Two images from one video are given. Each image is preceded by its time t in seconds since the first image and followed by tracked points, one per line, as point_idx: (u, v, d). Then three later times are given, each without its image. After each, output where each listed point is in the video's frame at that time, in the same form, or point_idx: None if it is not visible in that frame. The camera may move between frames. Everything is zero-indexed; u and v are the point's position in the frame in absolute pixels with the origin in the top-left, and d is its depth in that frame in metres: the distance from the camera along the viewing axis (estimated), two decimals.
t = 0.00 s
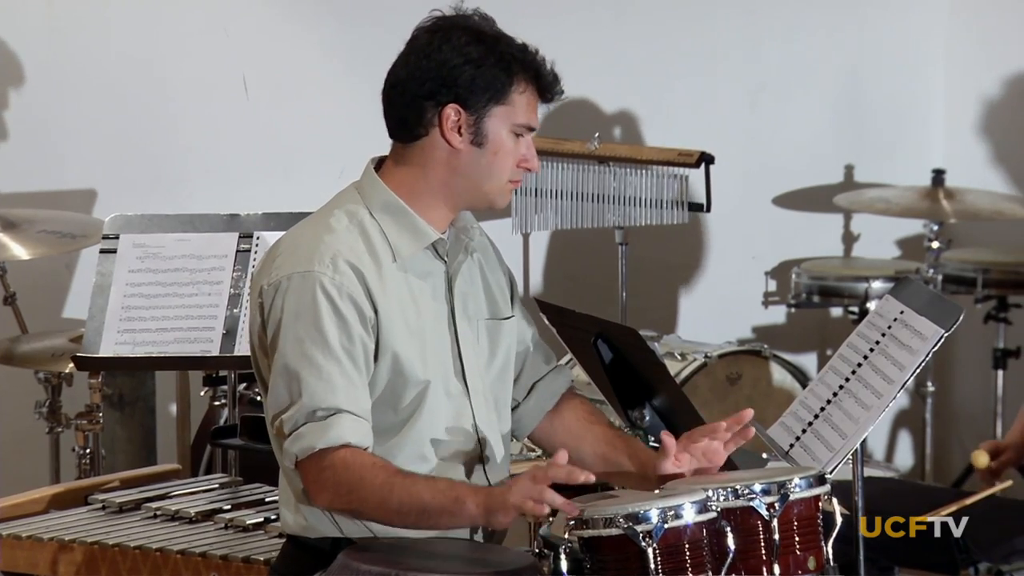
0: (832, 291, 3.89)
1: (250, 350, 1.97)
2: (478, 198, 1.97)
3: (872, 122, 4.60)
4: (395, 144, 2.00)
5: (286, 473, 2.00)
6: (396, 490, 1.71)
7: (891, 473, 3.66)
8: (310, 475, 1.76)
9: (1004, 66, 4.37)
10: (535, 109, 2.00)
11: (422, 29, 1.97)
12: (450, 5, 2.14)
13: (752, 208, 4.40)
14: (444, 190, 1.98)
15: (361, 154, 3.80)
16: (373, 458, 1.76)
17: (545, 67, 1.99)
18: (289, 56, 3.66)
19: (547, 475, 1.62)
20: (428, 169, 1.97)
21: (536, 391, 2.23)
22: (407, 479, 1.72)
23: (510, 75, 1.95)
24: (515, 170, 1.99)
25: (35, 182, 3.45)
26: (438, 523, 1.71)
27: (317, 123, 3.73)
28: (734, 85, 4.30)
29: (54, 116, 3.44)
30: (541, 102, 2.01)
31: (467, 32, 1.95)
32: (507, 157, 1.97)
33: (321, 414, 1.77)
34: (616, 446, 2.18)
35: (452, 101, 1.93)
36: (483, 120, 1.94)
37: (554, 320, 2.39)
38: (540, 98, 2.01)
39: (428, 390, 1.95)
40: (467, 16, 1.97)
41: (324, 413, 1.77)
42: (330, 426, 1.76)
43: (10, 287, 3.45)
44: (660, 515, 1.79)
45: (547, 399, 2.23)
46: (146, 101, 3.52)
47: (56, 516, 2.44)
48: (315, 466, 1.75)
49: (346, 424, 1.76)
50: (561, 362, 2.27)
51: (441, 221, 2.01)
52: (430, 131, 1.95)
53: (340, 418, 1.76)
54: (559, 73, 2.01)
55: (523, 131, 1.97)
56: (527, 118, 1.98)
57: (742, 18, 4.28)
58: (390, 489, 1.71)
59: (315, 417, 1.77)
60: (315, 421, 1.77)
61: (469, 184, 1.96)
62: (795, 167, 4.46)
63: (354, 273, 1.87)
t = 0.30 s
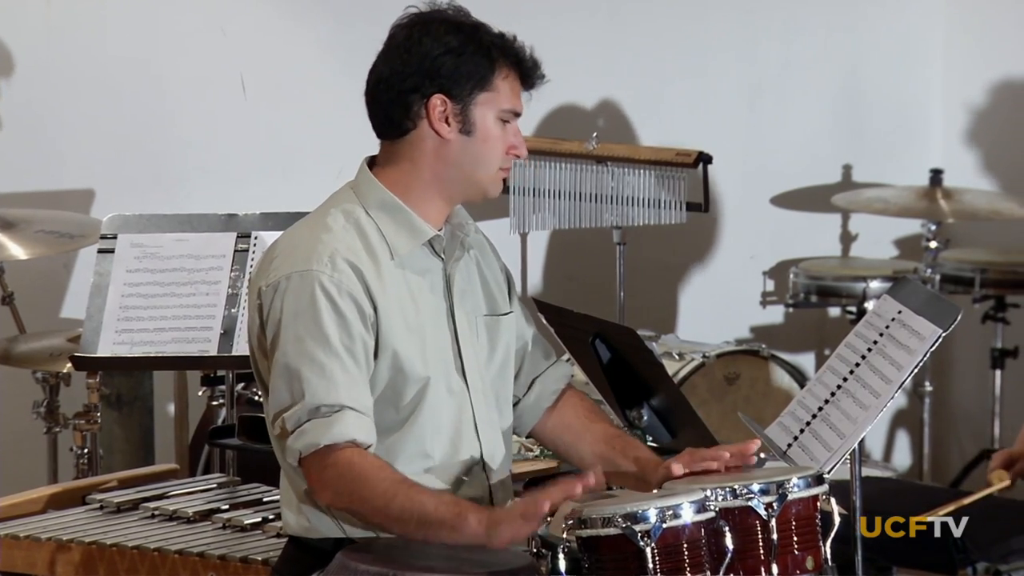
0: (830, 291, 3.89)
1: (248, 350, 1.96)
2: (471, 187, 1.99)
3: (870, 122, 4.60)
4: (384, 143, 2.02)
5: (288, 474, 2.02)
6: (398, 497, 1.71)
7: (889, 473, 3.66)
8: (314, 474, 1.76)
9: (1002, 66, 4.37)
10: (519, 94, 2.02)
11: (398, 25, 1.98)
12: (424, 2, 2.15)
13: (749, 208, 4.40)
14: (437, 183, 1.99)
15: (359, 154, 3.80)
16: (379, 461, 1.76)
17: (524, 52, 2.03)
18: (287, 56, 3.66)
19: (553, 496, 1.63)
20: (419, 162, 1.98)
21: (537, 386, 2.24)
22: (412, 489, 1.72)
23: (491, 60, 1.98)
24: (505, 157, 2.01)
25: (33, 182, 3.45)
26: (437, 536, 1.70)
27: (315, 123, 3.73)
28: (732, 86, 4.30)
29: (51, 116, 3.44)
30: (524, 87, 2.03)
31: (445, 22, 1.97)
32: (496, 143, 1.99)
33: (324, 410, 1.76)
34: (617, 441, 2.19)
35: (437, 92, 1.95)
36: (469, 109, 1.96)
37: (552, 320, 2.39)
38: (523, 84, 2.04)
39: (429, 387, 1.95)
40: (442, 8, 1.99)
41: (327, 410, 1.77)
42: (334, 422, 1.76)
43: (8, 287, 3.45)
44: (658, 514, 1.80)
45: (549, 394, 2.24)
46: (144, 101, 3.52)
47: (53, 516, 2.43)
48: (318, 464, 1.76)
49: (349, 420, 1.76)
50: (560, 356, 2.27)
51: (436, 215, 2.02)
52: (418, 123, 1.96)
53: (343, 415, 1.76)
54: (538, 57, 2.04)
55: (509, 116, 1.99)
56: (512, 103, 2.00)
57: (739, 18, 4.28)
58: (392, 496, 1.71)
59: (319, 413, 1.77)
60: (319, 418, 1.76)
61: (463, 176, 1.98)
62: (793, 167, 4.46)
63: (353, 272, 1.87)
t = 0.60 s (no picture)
0: (829, 291, 3.89)
1: (249, 351, 1.97)
2: (467, 181, 1.99)
3: (869, 122, 4.60)
4: (378, 145, 2.02)
5: (288, 475, 2.03)
6: (398, 487, 1.71)
7: (888, 473, 3.66)
8: (314, 480, 1.77)
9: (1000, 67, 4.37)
10: (509, 86, 2.02)
11: (384, 26, 1.99)
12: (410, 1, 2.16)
13: (748, 208, 4.40)
14: (433, 180, 1.99)
15: (358, 154, 3.80)
16: (375, 457, 1.76)
17: (511, 43, 2.03)
18: (285, 55, 3.66)
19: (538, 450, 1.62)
20: (413, 161, 1.98)
21: (533, 384, 2.24)
22: (409, 476, 1.72)
23: (477, 54, 1.98)
24: (500, 149, 2.01)
25: (32, 182, 3.45)
26: (443, 516, 1.71)
27: (314, 122, 3.73)
28: (731, 86, 4.30)
29: (50, 116, 3.44)
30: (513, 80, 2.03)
31: (429, 19, 1.97)
32: (488, 136, 1.98)
33: (322, 417, 1.77)
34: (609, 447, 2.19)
35: (426, 90, 1.95)
36: (458, 104, 1.96)
37: (551, 319, 2.39)
38: (513, 76, 2.04)
39: (429, 387, 1.95)
40: (427, 7, 1.99)
41: (325, 416, 1.77)
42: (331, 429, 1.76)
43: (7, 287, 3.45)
44: (656, 515, 1.80)
45: (542, 395, 2.24)
46: (142, 100, 3.52)
47: (52, 515, 2.43)
48: (320, 470, 1.76)
49: (347, 426, 1.76)
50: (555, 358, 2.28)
51: (433, 213, 2.02)
52: (408, 122, 1.96)
53: (341, 421, 1.76)
54: (524, 47, 2.05)
55: (499, 109, 1.99)
56: (501, 95, 1.99)
57: (738, 18, 4.28)
58: (393, 488, 1.71)
59: (317, 421, 1.77)
60: (318, 424, 1.77)
61: (458, 169, 1.97)
62: (792, 167, 4.46)
63: (353, 274, 1.87)
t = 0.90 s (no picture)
0: (829, 291, 3.89)
1: (246, 353, 1.97)
2: (467, 192, 1.99)
3: (868, 121, 4.60)
4: (385, 143, 2.02)
5: (286, 475, 2.02)
6: (408, 503, 1.72)
7: (887, 473, 3.66)
8: (320, 483, 1.77)
9: (1000, 66, 4.37)
10: (522, 103, 2.02)
11: (407, 25, 1.99)
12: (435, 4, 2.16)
13: (747, 208, 4.40)
14: (435, 185, 1.99)
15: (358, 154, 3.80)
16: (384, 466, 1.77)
17: (531, 61, 2.02)
18: (286, 56, 3.66)
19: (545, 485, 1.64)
20: (417, 164, 1.98)
21: (529, 384, 2.24)
22: (420, 493, 1.73)
23: (495, 67, 1.98)
24: (503, 165, 2.00)
25: (31, 182, 3.45)
26: (448, 538, 1.73)
27: (314, 122, 3.72)
28: (731, 86, 4.30)
29: (50, 116, 3.44)
30: (528, 97, 2.03)
31: (451, 27, 1.97)
32: (494, 150, 1.98)
33: (329, 418, 1.77)
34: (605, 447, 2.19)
35: (439, 95, 1.95)
36: (469, 113, 1.96)
37: (551, 320, 2.39)
38: (528, 93, 2.03)
39: (427, 388, 1.95)
40: (451, 13, 2.00)
41: (332, 418, 1.77)
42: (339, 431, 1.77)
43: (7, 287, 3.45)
44: (656, 514, 1.80)
45: (537, 395, 2.24)
46: (142, 101, 3.52)
47: (52, 516, 2.43)
48: (326, 473, 1.76)
49: (355, 428, 1.77)
50: (551, 358, 2.28)
51: (433, 217, 2.02)
52: (417, 125, 1.97)
53: (348, 424, 1.77)
54: (543, 67, 2.04)
55: (509, 125, 1.99)
56: (513, 112, 1.99)
57: (737, 18, 4.28)
58: (400, 502, 1.72)
59: (324, 421, 1.77)
60: (324, 427, 1.77)
61: (459, 179, 1.98)
62: (792, 167, 4.46)
63: (352, 275, 1.87)
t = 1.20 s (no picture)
0: (828, 291, 3.89)
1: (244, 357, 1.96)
2: (460, 187, 2.00)
3: (868, 121, 4.60)
4: (375, 143, 2.02)
5: (283, 476, 2.05)
6: (460, 474, 1.76)
7: (887, 473, 3.66)
8: (359, 477, 1.76)
9: (1000, 66, 4.37)
10: (510, 94, 2.02)
11: (391, 24, 1.98)
12: None
13: (747, 208, 4.40)
14: (427, 182, 2.00)
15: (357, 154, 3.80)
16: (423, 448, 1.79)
17: (515, 52, 2.02)
18: (285, 55, 3.66)
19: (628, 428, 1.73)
20: (409, 162, 1.99)
21: (535, 375, 2.24)
22: (472, 464, 1.76)
23: (480, 61, 1.97)
24: (495, 157, 2.02)
25: (31, 182, 3.45)
26: (510, 500, 1.77)
27: (313, 121, 3.72)
28: (730, 86, 4.30)
29: (50, 116, 3.44)
30: (514, 87, 2.03)
31: (435, 23, 1.96)
32: (485, 143, 1.99)
33: (356, 410, 1.77)
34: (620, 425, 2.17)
35: (425, 93, 1.95)
36: (457, 109, 1.96)
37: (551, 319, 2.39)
38: (515, 84, 2.04)
39: (429, 384, 1.96)
40: (434, 8, 1.99)
41: (359, 410, 1.78)
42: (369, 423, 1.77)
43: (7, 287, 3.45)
44: (655, 514, 1.80)
45: (547, 383, 2.24)
46: (142, 101, 3.52)
47: (51, 516, 2.43)
48: (365, 466, 1.76)
49: (384, 418, 1.77)
50: (558, 346, 2.27)
51: (428, 214, 2.03)
52: (405, 124, 1.97)
53: (378, 415, 1.77)
54: (529, 57, 2.04)
55: (498, 117, 1.99)
56: (501, 104, 2.00)
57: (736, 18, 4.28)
58: (455, 477, 1.75)
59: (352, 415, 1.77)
60: (355, 420, 1.77)
61: (452, 175, 1.98)
62: (791, 167, 4.46)
63: (353, 270, 1.87)
